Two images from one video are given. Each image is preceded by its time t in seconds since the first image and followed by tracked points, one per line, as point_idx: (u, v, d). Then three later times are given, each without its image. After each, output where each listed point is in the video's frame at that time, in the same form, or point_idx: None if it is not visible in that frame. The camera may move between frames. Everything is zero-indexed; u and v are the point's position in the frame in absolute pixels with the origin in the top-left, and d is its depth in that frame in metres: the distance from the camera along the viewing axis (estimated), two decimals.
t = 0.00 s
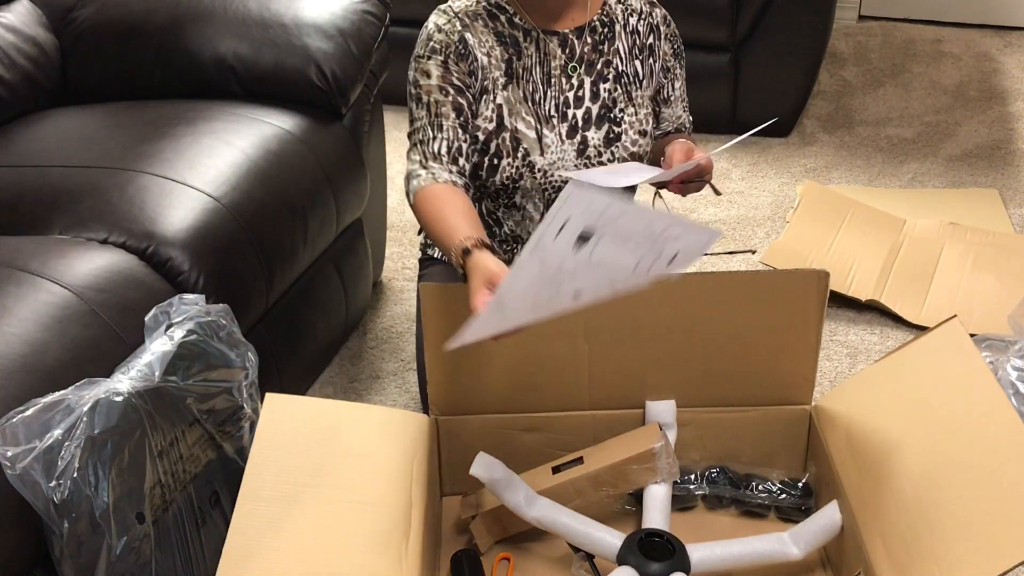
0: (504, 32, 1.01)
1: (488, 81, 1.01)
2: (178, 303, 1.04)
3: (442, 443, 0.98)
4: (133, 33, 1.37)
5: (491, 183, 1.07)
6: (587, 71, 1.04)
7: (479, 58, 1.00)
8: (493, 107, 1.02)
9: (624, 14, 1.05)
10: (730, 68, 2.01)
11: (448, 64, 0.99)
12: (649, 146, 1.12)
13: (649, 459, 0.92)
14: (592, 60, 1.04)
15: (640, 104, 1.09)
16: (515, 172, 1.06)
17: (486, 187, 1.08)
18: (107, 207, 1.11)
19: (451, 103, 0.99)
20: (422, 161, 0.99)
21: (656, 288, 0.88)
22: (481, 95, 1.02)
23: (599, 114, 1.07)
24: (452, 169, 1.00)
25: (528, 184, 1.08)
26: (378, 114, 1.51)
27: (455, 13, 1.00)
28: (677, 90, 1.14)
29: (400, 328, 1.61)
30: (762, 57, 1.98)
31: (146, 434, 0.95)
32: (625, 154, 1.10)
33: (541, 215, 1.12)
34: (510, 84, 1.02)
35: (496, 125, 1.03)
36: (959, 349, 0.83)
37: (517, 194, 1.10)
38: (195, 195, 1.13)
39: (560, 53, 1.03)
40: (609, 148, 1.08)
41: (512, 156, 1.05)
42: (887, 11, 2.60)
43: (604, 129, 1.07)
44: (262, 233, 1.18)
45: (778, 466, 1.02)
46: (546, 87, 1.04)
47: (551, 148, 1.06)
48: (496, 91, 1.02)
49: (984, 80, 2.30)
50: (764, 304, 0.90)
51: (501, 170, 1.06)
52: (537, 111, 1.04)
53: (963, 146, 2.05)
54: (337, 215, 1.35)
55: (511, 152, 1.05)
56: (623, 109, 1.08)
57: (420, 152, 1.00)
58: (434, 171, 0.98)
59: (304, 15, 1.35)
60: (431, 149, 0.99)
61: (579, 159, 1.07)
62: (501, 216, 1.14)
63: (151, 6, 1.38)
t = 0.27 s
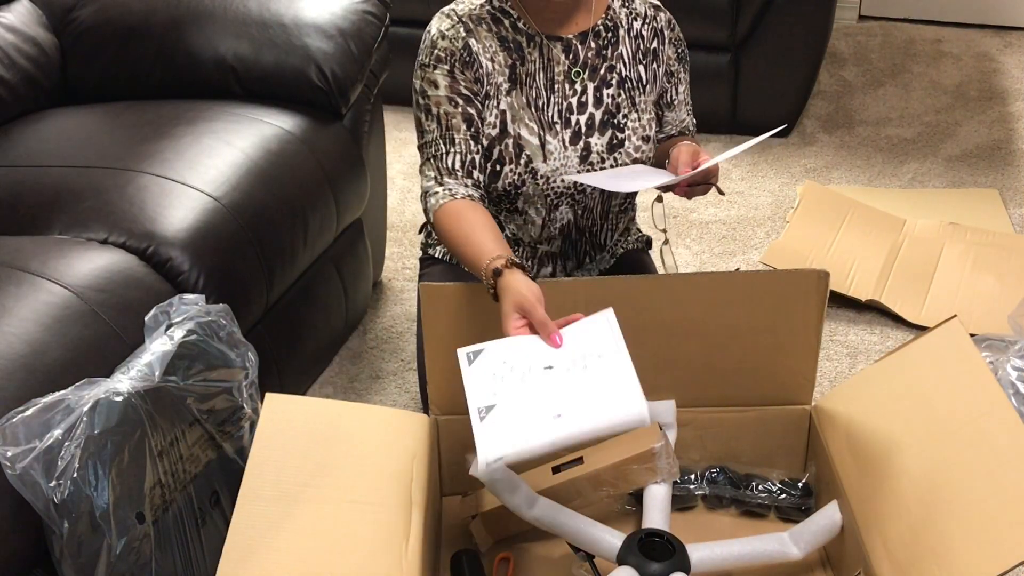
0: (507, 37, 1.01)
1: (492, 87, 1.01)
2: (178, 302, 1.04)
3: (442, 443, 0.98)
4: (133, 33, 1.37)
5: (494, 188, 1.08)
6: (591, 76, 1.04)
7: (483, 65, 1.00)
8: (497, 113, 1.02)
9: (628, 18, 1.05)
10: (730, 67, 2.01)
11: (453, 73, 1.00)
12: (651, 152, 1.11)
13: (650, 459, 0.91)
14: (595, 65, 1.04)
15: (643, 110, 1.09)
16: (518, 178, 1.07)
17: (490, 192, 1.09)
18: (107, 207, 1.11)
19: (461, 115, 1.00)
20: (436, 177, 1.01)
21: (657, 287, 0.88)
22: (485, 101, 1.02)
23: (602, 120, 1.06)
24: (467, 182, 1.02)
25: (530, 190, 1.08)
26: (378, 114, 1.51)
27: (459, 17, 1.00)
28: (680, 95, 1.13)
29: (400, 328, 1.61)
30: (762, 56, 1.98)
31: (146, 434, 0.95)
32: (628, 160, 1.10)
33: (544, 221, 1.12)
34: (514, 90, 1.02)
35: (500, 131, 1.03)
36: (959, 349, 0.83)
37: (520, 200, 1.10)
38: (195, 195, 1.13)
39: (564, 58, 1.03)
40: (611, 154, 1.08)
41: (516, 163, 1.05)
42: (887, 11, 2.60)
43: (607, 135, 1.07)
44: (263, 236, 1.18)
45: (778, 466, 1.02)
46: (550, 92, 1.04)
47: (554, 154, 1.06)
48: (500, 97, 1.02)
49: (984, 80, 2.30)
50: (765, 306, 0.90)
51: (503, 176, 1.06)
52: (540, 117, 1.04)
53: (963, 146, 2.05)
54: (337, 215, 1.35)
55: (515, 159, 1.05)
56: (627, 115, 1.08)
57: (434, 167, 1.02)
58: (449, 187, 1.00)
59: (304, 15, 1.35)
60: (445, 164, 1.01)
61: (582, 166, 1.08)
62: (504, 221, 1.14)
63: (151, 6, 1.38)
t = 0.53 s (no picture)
0: (510, 40, 1.01)
1: (493, 89, 1.02)
2: (178, 302, 1.04)
3: (441, 443, 0.98)
4: (133, 33, 1.37)
5: (494, 191, 1.08)
6: (593, 81, 1.04)
7: (484, 67, 1.01)
8: (497, 115, 1.03)
9: (632, 24, 1.04)
10: (730, 67, 2.01)
11: (454, 74, 1.00)
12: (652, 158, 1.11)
13: (649, 458, 0.92)
14: (598, 70, 1.04)
15: (645, 117, 1.09)
16: (517, 181, 1.07)
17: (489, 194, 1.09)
18: (107, 207, 1.11)
19: (460, 115, 1.01)
20: (433, 178, 1.01)
21: (658, 288, 0.88)
22: (486, 104, 1.02)
23: (604, 125, 1.06)
24: (465, 185, 1.02)
25: (529, 194, 1.08)
26: (378, 114, 1.51)
27: (462, 18, 1.01)
28: (682, 101, 1.12)
29: (400, 328, 1.61)
30: (762, 56, 1.98)
31: (146, 434, 0.95)
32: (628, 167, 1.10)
33: (543, 225, 1.12)
34: (515, 93, 1.03)
35: (500, 134, 1.04)
36: (959, 349, 0.83)
37: (519, 203, 1.10)
38: (195, 195, 1.13)
39: (566, 63, 1.03)
40: (612, 159, 1.08)
41: (515, 166, 1.06)
42: (887, 11, 2.60)
43: (608, 140, 1.07)
44: (263, 239, 1.18)
45: (778, 466, 1.02)
46: (551, 96, 1.04)
47: (554, 159, 1.06)
48: (500, 100, 1.02)
49: (985, 80, 2.30)
50: (765, 306, 0.90)
51: (503, 178, 1.06)
52: (541, 121, 1.04)
53: (963, 146, 2.05)
54: (337, 216, 1.35)
55: (514, 162, 1.05)
56: (629, 121, 1.07)
57: (431, 168, 1.02)
58: (446, 187, 1.00)
59: (304, 15, 1.35)
60: (442, 165, 1.01)
61: (582, 171, 1.08)
62: (503, 224, 1.13)
63: (151, 6, 1.38)
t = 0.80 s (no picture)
0: (509, 39, 1.01)
1: (492, 88, 1.02)
2: (178, 303, 1.04)
3: (441, 443, 0.98)
4: (133, 33, 1.37)
5: (494, 189, 1.08)
6: (592, 80, 1.04)
7: (484, 66, 1.00)
8: (496, 114, 1.03)
9: (632, 23, 1.04)
10: (730, 67, 2.01)
11: (453, 73, 1.00)
12: (651, 157, 1.11)
13: (649, 458, 0.92)
14: (597, 70, 1.04)
15: (645, 115, 1.09)
16: (517, 180, 1.07)
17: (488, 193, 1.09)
18: (107, 207, 1.11)
19: (459, 115, 1.01)
20: (430, 175, 1.01)
21: (657, 288, 0.88)
22: (485, 102, 1.02)
23: (603, 124, 1.06)
24: (463, 182, 1.02)
25: (529, 193, 1.09)
26: (378, 114, 1.51)
27: (461, 17, 1.01)
28: (682, 100, 1.12)
29: (401, 328, 1.61)
30: (762, 57, 1.98)
31: (146, 434, 0.95)
32: (627, 165, 1.10)
33: (542, 224, 1.13)
34: (514, 92, 1.03)
35: (499, 133, 1.04)
36: (959, 348, 0.83)
37: (518, 202, 1.10)
38: (195, 195, 1.13)
39: (566, 62, 1.03)
40: (611, 159, 1.08)
41: (514, 165, 1.06)
42: (887, 11, 2.60)
43: (607, 139, 1.07)
44: (263, 237, 1.18)
45: (778, 466, 1.02)
46: (550, 95, 1.04)
47: (554, 157, 1.06)
48: (499, 98, 1.02)
49: (984, 80, 2.30)
50: (766, 306, 0.90)
51: (503, 177, 1.06)
52: (540, 120, 1.04)
53: (963, 146, 2.05)
54: (337, 216, 1.35)
55: (514, 161, 1.05)
56: (628, 120, 1.08)
57: (429, 164, 1.02)
58: (444, 185, 1.00)
59: (304, 15, 1.35)
60: (440, 162, 1.01)
61: (581, 170, 1.08)
62: (502, 224, 1.13)
63: (151, 6, 1.38)
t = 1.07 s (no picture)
0: (504, 39, 1.01)
1: (487, 88, 1.02)
2: (178, 302, 1.04)
3: (441, 443, 0.98)
4: (133, 33, 1.37)
5: (491, 190, 1.08)
6: (588, 79, 1.04)
7: (478, 66, 1.01)
8: (492, 115, 1.03)
9: (626, 21, 1.04)
10: (731, 67, 2.01)
11: (448, 74, 1.00)
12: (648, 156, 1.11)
13: (648, 458, 0.92)
14: (592, 69, 1.04)
15: (641, 114, 1.08)
16: (513, 180, 1.07)
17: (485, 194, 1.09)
18: (107, 207, 1.11)
19: (454, 115, 1.01)
20: (427, 177, 1.01)
21: (655, 288, 0.88)
22: (480, 103, 1.02)
23: (599, 123, 1.06)
24: (458, 182, 1.02)
25: (526, 193, 1.09)
26: (378, 114, 1.51)
27: (457, 18, 1.01)
28: (678, 98, 1.12)
29: (401, 328, 1.61)
30: (762, 56, 1.98)
31: (146, 434, 0.95)
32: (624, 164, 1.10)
33: (540, 224, 1.12)
34: (510, 92, 1.03)
35: (495, 133, 1.04)
36: (959, 348, 0.83)
37: (516, 202, 1.10)
38: (195, 195, 1.13)
39: (561, 62, 1.03)
40: (607, 157, 1.08)
41: (511, 165, 1.06)
42: (887, 11, 2.60)
43: (604, 138, 1.07)
44: (262, 237, 1.18)
45: (778, 466, 1.02)
46: (546, 95, 1.04)
47: (550, 157, 1.06)
48: (495, 99, 1.02)
49: (984, 80, 2.30)
50: (766, 306, 0.90)
51: (499, 177, 1.07)
52: (536, 120, 1.04)
53: (963, 146, 2.05)
54: (337, 216, 1.35)
55: (510, 161, 1.05)
56: (624, 119, 1.07)
57: (425, 166, 1.02)
58: (439, 186, 1.00)
59: (304, 15, 1.35)
60: (436, 163, 1.01)
61: (578, 169, 1.08)
62: (501, 224, 1.14)
63: (150, 6, 1.38)
